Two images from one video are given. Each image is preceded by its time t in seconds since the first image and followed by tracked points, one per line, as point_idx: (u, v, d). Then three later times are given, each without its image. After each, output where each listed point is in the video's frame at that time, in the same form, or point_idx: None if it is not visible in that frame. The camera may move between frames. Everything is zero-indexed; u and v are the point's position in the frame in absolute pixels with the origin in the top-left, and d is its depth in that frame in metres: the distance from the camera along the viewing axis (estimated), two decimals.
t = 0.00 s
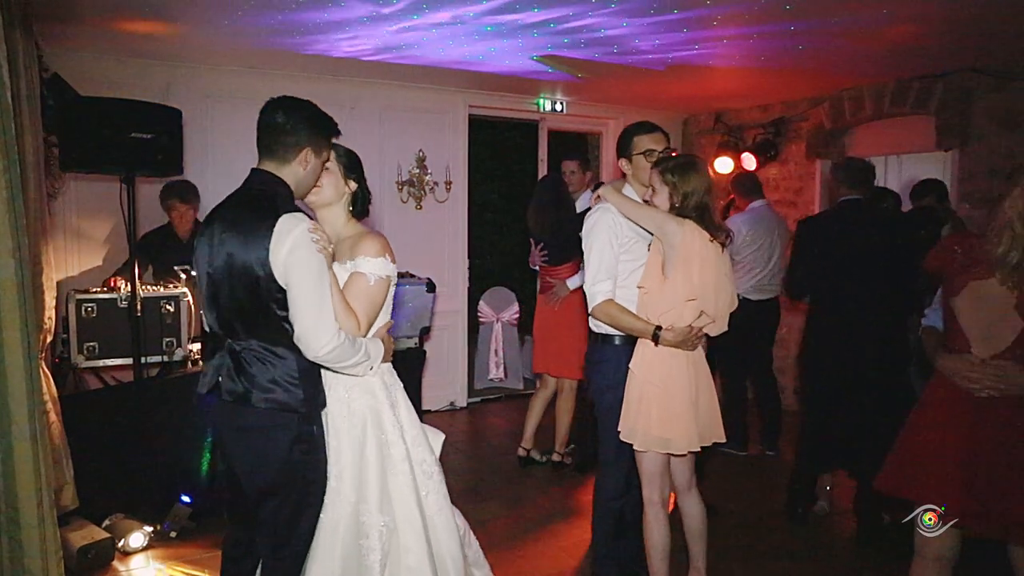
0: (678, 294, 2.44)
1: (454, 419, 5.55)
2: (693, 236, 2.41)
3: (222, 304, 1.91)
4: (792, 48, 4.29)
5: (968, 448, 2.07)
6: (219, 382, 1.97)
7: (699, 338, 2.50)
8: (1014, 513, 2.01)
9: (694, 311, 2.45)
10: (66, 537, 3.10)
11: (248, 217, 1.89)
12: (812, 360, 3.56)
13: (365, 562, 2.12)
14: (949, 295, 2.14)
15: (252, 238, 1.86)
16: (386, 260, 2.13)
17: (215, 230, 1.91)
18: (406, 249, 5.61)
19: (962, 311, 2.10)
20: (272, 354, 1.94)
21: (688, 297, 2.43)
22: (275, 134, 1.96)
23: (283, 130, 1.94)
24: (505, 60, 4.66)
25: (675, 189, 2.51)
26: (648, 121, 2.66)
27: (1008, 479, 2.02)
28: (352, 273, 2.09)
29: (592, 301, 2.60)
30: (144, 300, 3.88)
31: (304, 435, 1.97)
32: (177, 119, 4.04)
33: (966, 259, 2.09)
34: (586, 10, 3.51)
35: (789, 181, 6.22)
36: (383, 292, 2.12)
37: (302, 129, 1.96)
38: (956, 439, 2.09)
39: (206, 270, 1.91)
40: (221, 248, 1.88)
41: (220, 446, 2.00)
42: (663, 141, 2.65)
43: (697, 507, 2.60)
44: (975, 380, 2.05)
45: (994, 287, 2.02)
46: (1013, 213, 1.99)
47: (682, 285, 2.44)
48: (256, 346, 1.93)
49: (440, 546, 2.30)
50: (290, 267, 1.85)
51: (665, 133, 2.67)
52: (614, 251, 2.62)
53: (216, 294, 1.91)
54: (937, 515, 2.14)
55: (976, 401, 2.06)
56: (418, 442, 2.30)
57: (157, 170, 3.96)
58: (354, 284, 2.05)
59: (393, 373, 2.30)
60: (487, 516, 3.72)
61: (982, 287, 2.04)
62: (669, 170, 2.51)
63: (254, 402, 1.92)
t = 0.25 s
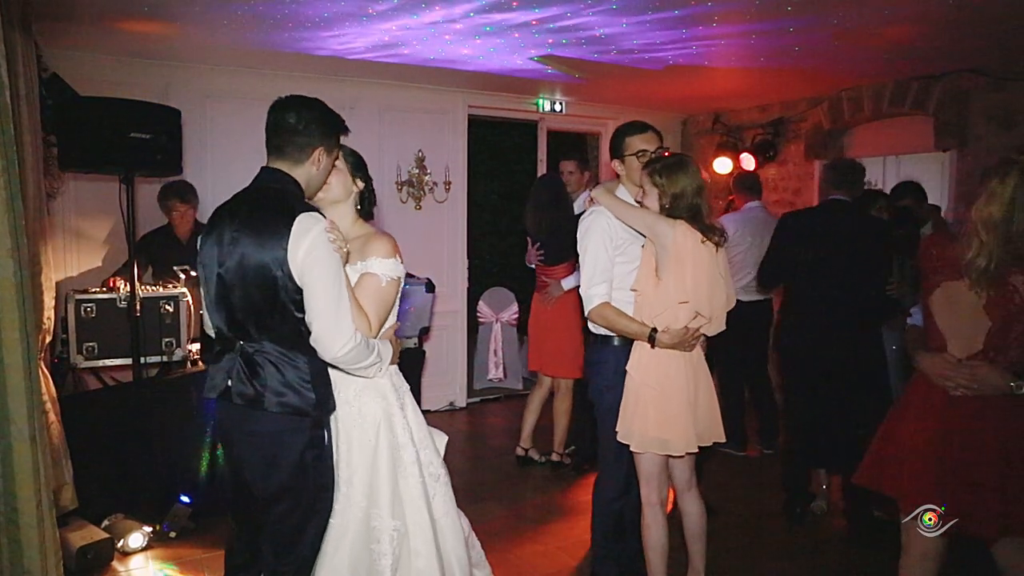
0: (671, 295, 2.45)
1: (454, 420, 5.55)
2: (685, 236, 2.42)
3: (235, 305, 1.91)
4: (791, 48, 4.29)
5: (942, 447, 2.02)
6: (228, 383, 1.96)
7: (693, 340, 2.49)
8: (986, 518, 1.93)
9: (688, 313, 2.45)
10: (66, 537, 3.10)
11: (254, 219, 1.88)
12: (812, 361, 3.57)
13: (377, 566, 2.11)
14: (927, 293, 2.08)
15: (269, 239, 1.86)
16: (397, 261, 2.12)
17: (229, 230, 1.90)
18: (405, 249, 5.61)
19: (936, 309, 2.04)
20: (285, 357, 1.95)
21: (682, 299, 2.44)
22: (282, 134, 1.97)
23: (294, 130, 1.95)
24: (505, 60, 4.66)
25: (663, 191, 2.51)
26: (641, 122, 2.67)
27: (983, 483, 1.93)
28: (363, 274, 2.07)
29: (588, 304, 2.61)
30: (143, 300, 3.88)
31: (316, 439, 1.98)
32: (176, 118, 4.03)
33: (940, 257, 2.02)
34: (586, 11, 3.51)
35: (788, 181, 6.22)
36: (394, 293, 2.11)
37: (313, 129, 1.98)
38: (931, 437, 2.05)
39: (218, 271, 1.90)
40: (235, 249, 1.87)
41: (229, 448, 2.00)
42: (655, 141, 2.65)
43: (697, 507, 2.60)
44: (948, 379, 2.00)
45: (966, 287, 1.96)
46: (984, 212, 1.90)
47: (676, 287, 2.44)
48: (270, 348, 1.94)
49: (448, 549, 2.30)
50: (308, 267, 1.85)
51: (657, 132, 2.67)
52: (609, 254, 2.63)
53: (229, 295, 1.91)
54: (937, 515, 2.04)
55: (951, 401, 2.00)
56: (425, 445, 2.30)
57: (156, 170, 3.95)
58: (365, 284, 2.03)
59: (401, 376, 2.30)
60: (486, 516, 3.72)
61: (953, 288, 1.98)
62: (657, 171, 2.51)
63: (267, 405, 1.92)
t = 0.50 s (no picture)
0: (669, 298, 2.45)
1: (453, 420, 5.55)
2: (681, 238, 2.42)
3: (240, 305, 1.90)
4: (791, 48, 4.29)
5: (929, 446, 2.01)
6: (232, 384, 1.95)
7: (696, 341, 2.50)
8: (974, 515, 1.95)
9: (688, 315, 2.44)
10: (66, 537, 3.10)
11: (256, 220, 1.88)
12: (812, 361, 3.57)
13: (385, 566, 2.12)
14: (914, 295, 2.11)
15: (274, 238, 1.86)
16: (400, 260, 2.12)
17: (232, 230, 1.90)
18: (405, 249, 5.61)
19: (921, 311, 2.07)
20: (289, 356, 1.94)
21: (680, 302, 2.44)
22: (281, 133, 1.96)
23: (293, 128, 1.95)
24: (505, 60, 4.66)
25: (654, 194, 2.50)
26: (632, 123, 2.66)
27: (970, 480, 1.95)
28: (368, 273, 2.07)
29: (589, 308, 2.61)
30: (143, 300, 3.88)
31: (321, 440, 1.98)
32: (176, 118, 4.03)
33: (925, 260, 2.07)
34: (586, 11, 3.51)
35: (788, 181, 6.23)
36: (397, 293, 2.11)
37: (313, 126, 1.98)
38: (918, 437, 2.03)
39: (223, 270, 1.90)
40: (241, 250, 1.87)
41: (234, 448, 1.99)
42: (649, 141, 2.65)
43: (699, 508, 2.60)
44: (933, 377, 1.99)
45: (949, 289, 2.00)
46: (965, 216, 1.97)
47: (674, 289, 2.44)
48: (275, 347, 1.94)
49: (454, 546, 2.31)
50: (314, 267, 1.86)
51: (650, 132, 2.67)
52: (607, 257, 2.63)
53: (234, 295, 1.90)
54: (937, 515, 1.99)
55: (938, 399, 2.00)
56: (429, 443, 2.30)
57: (156, 170, 3.95)
58: (369, 284, 2.04)
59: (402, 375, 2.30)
60: (486, 516, 3.72)
61: (936, 290, 2.02)
62: (648, 174, 2.50)
63: (272, 405, 1.92)
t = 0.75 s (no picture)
0: (671, 300, 2.45)
1: (453, 420, 5.55)
2: (680, 242, 2.43)
3: (237, 304, 1.91)
4: (792, 48, 4.29)
5: (934, 445, 2.03)
6: (229, 382, 1.95)
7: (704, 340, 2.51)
8: (980, 512, 1.97)
9: (690, 317, 2.44)
10: (65, 537, 3.10)
11: (252, 220, 1.89)
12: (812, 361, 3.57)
13: (385, 560, 2.13)
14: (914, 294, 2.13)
15: (269, 237, 1.86)
16: (394, 259, 2.13)
17: (228, 231, 1.90)
18: (405, 249, 5.61)
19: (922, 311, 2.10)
20: (287, 354, 1.94)
21: (682, 304, 2.43)
22: (275, 133, 1.96)
23: (287, 129, 1.95)
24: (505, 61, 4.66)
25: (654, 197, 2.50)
26: (631, 124, 2.66)
27: (976, 477, 1.97)
28: (361, 273, 2.08)
29: (595, 311, 2.61)
30: (142, 300, 3.88)
31: (317, 437, 1.98)
32: (176, 118, 4.04)
33: (925, 259, 2.09)
34: (585, 11, 3.51)
35: (787, 181, 6.23)
36: (391, 291, 2.12)
37: (306, 126, 1.98)
38: (923, 436, 2.04)
39: (220, 270, 1.90)
40: (240, 250, 1.88)
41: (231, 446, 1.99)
42: (647, 143, 2.65)
43: (701, 508, 2.60)
44: (937, 377, 2.01)
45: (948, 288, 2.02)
46: (963, 214, 1.99)
47: (675, 291, 2.44)
48: (271, 345, 1.93)
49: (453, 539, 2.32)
50: (311, 265, 1.86)
51: (647, 133, 2.66)
52: (609, 260, 2.62)
53: (230, 294, 1.91)
54: (937, 515, 2.01)
55: (942, 398, 2.02)
56: (424, 438, 2.32)
57: (156, 170, 3.95)
58: (363, 283, 2.04)
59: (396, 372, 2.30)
60: (485, 516, 3.72)
61: (935, 289, 2.04)
62: (647, 178, 2.50)
63: (269, 403, 1.92)
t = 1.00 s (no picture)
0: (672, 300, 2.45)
1: (452, 420, 5.55)
2: (682, 245, 2.45)
3: (226, 301, 1.93)
4: (791, 48, 4.30)
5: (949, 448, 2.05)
6: (220, 379, 1.97)
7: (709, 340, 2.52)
8: (996, 513, 2.00)
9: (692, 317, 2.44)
10: (65, 537, 3.10)
11: (243, 220, 1.91)
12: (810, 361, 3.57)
13: (378, 548, 2.16)
14: (926, 294, 2.16)
15: (257, 236, 1.89)
16: (380, 258, 2.15)
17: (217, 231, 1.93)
18: (405, 249, 5.61)
19: (937, 309, 2.13)
20: (277, 349, 1.96)
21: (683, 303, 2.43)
22: (262, 136, 1.98)
23: (273, 131, 1.97)
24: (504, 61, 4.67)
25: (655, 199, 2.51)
26: (632, 128, 2.69)
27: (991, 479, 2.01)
28: (348, 270, 2.10)
29: (601, 311, 2.58)
30: (142, 300, 3.88)
31: (308, 431, 1.99)
32: (176, 118, 4.04)
33: (938, 259, 2.13)
34: (584, 11, 3.52)
35: (786, 181, 6.23)
36: (378, 289, 2.14)
37: (292, 129, 2.00)
38: (938, 440, 2.06)
39: (209, 268, 1.93)
40: (229, 248, 1.90)
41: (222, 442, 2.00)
42: (648, 147, 2.67)
43: (703, 506, 2.61)
44: (954, 378, 2.04)
45: (966, 284, 2.06)
46: (978, 210, 2.03)
47: (677, 291, 2.44)
48: (261, 340, 1.95)
49: (440, 524, 2.37)
50: (298, 263, 1.89)
51: (648, 136, 2.69)
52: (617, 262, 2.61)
53: (220, 292, 1.93)
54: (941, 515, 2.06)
55: (959, 398, 2.05)
56: (409, 428, 2.34)
57: (156, 170, 3.96)
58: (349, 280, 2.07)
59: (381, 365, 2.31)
60: (485, 516, 3.72)
61: (954, 285, 2.08)
62: (650, 182, 2.50)
63: (259, 398, 1.94)
